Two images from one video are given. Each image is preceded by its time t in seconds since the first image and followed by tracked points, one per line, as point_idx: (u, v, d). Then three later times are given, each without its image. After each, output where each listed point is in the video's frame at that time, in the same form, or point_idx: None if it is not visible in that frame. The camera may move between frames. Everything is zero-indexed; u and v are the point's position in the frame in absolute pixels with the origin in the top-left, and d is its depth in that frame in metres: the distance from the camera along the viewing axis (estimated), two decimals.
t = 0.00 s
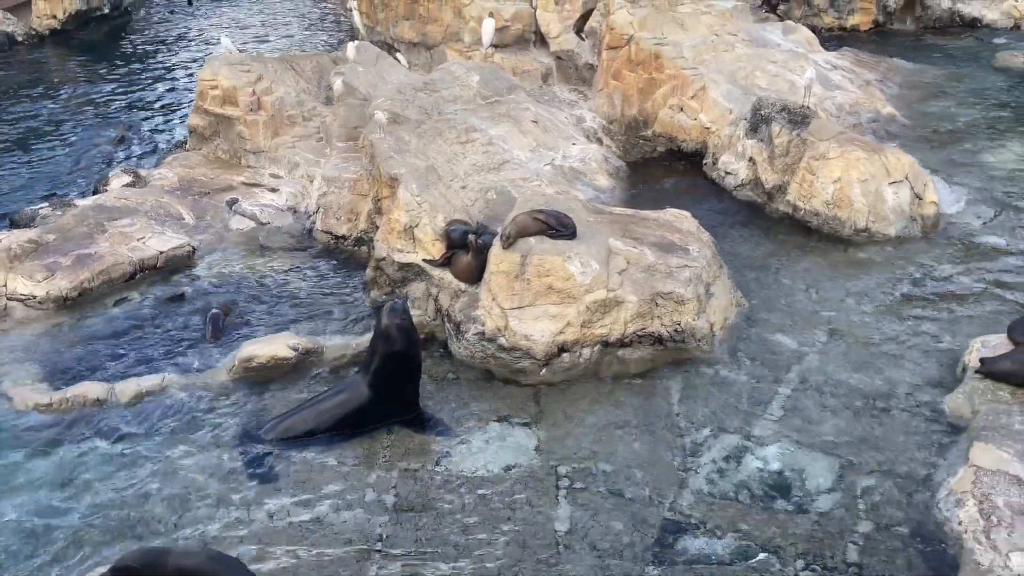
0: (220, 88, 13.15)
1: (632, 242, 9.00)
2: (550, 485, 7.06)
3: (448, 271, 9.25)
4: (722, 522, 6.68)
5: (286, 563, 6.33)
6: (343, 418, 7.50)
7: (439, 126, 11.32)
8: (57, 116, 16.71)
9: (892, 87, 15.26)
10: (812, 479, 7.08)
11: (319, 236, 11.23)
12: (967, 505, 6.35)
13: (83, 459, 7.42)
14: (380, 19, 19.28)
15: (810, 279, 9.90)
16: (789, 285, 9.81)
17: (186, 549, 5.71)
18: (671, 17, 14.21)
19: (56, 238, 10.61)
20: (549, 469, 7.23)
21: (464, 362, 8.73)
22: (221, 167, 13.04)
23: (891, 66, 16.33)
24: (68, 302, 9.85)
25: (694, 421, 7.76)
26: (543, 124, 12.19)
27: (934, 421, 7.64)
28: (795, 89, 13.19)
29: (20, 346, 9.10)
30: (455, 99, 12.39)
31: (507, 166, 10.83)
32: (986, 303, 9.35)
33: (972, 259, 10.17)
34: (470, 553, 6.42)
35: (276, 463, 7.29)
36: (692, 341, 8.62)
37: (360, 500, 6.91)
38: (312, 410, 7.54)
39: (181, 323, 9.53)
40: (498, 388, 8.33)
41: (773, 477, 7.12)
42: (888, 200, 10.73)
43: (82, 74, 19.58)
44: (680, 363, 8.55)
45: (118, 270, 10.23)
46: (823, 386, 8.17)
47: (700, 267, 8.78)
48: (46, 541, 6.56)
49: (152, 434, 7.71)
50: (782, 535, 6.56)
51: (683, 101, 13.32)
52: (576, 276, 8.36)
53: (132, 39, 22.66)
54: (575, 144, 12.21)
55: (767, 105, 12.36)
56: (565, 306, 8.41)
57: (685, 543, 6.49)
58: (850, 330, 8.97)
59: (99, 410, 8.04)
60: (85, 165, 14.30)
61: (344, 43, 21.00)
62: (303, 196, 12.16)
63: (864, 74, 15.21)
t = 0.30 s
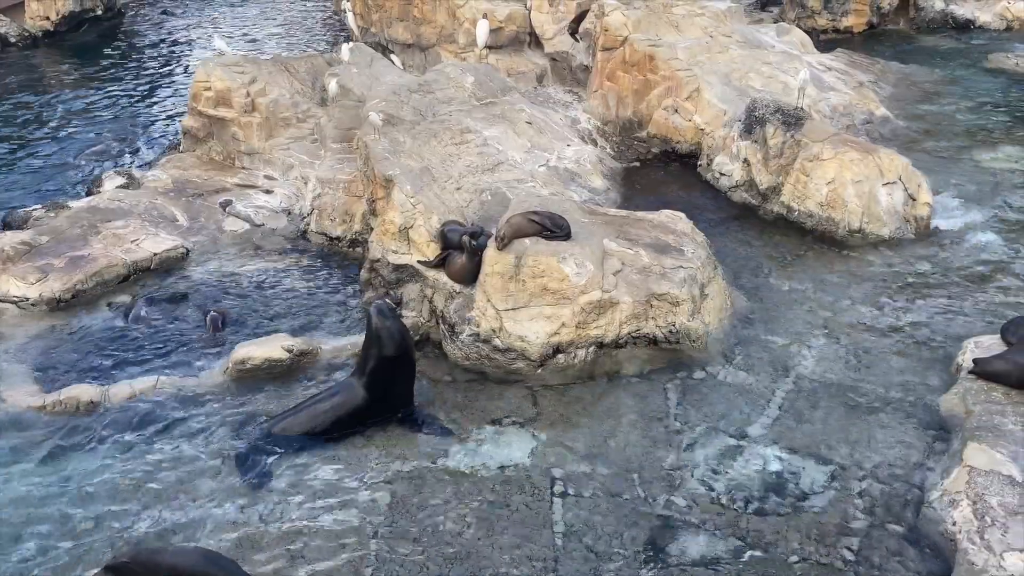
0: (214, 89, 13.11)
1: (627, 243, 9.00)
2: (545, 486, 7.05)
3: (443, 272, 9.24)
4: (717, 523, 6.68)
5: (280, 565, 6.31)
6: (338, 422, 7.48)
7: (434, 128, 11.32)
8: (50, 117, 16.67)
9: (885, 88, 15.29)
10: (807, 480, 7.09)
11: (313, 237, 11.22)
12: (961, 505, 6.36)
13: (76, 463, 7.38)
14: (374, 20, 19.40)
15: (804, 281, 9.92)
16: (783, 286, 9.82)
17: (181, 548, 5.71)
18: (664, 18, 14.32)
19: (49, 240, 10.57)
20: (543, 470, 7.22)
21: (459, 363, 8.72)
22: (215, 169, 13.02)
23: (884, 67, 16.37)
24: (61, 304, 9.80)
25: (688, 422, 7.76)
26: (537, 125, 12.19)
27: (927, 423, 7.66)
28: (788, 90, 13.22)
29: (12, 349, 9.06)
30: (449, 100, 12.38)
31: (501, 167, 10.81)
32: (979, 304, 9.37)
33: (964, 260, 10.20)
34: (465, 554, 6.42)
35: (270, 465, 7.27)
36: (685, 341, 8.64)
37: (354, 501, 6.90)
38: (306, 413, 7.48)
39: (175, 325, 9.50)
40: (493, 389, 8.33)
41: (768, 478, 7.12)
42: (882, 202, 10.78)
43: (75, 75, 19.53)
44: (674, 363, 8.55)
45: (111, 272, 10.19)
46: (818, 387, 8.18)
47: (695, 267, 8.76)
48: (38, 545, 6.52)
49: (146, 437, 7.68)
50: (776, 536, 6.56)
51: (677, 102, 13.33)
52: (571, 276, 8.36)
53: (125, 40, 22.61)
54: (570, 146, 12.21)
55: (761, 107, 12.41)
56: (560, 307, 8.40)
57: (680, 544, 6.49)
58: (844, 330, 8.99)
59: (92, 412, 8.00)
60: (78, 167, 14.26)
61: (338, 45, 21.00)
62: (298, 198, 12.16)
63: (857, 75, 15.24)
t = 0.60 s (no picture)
0: (212, 90, 13.10)
1: (625, 243, 9.00)
2: (544, 487, 7.05)
3: (441, 273, 9.24)
4: (716, 524, 6.67)
5: (278, 566, 6.29)
6: (337, 421, 7.56)
7: (432, 129, 11.32)
8: (49, 118, 16.67)
9: (883, 89, 15.31)
10: (806, 480, 7.09)
11: (311, 238, 11.21)
12: (960, 505, 6.36)
13: (74, 463, 7.37)
14: (372, 21, 19.45)
15: (802, 281, 9.93)
16: (781, 287, 9.82)
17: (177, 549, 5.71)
18: (662, 19, 14.34)
19: (46, 241, 10.56)
20: (542, 471, 7.22)
21: (457, 363, 8.72)
22: (213, 170, 13.01)
23: (882, 68, 16.38)
24: (59, 305, 9.79)
25: (687, 423, 7.76)
26: (535, 126, 12.19)
27: (925, 423, 7.67)
28: (786, 91, 13.22)
29: (10, 350, 9.04)
30: (447, 101, 12.38)
31: (499, 168, 10.81)
32: (976, 304, 9.37)
33: (963, 260, 10.21)
34: (464, 556, 6.40)
35: (269, 465, 7.26)
36: (684, 342, 8.60)
37: (353, 501, 6.90)
38: (305, 413, 7.52)
39: (173, 326, 9.48)
40: (491, 390, 8.33)
41: (766, 478, 7.12)
42: (880, 202, 10.78)
43: (73, 76, 19.54)
44: (672, 364, 8.55)
45: (109, 273, 10.17)
46: (816, 387, 8.18)
47: (694, 268, 8.76)
48: (37, 545, 6.51)
49: (144, 438, 7.67)
50: (775, 537, 6.55)
51: (675, 103, 13.30)
52: (568, 277, 8.36)
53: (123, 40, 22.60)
54: (568, 146, 12.21)
55: (760, 107, 12.39)
56: (558, 307, 8.40)
57: (679, 545, 6.48)
58: (842, 331, 8.98)
59: (89, 413, 7.98)
60: (77, 167, 14.27)
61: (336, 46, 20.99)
62: (296, 198, 12.16)
63: (855, 76, 15.25)
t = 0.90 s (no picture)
0: (214, 90, 13.10)
1: (627, 243, 8.99)
2: (546, 486, 7.05)
3: (443, 273, 9.25)
4: (717, 524, 6.67)
5: (280, 566, 6.30)
6: (337, 421, 7.59)
7: (433, 129, 11.31)
8: (51, 118, 16.70)
9: (885, 88, 15.29)
10: (808, 480, 7.09)
11: (313, 238, 11.21)
12: (962, 506, 6.35)
13: (77, 463, 7.37)
14: (373, 21, 19.46)
15: (804, 281, 9.92)
16: (783, 287, 9.81)
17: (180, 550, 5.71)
18: (664, 19, 14.32)
19: (48, 241, 10.56)
20: (544, 470, 7.22)
21: (459, 363, 8.71)
22: (214, 170, 13.01)
23: (884, 68, 16.37)
24: (61, 306, 9.79)
25: (689, 423, 7.75)
26: (537, 126, 12.20)
27: (927, 422, 7.67)
28: (788, 91, 13.21)
29: (12, 350, 9.04)
30: (449, 101, 12.37)
31: (501, 168, 10.80)
32: (979, 305, 9.36)
33: (965, 260, 10.19)
34: (465, 555, 6.40)
35: (270, 465, 7.27)
36: (686, 342, 8.57)
37: (354, 500, 6.90)
38: (305, 412, 7.58)
39: (175, 326, 9.48)
40: (492, 389, 8.33)
41: (768, 479, 7.11)
42: (882, 203, 10.78)
43: (75, 76, 19.56)
44: (674, 364, 8.54)
45: (111, 273, 10.18)
46: (818, 388, 8.17)
47: (696, 268, 8.75)
48: (38, 545, 6.52)
49: (146, 437, 7.67)
50: (777, 537, 6.55)
51: (677, 103, 13.31)
52: (570, 277, 8.36)
53: (125, 41, 22.63)
54: (570, 146, 12.21)
55: (762, 107, 12.37)
56: (560, 307, 8.39)
57: (681, 545, 6.47)
58: (844, 332, 8.97)
59: (90, 413, 7.96)
60: (79, 167, 14.29)
61: (338, 46, 21.01)
62: (298, 198, 12.16)
63: (857, 76, 15.24)
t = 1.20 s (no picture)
0: (219, 90, 13.12)
1: (631, 244, 8.98)
2: (550, 487, 7.05)
3: (446, 273, 9.27)
4: (721, 526, 6.66)
5: (283, 566, 6.30)
6: (339, 420, 7.60)
7: (438, 129, 11.32)
8: (56, 118, 16.77)
9: (890, 89, 15.28)
10: (812, 482, 7.08)
11: (317, 238, 11.23)
12: (966, 508, 6.33)
13: (81, 462, 7.40)
14: (378, 22, 19.50)
15: (808, 282, 9.91)
16: (787, 288, 9.80)
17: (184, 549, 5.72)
18: (668, 20, 14.30)
19: (53, 241, 10.59)
20: (547, 471, 7.23)
21: (463, 364, 8.72)
22: (219, 170, 13.03)
23: (889, 69, 16.35)
24: (66, 305, 9.82)
25: (693, 424, 7.75)
26: (541, 127, 12.21)
27: (931, 424, 7.66)
28: (793, 92, 13.20)
29: (17, 349, 9.07)
30: (454, 101, 12.38)
31: (505, 168, 10.80)
32: (984, 306, 9.33)
33: (969, 262, 10.17)
34: (468, 556, 6.40)
35: (274, 464, 7.29)
36: (690, 343, 8.51)
37: (358, 501, 6.91)
38: (307, 410, 7.59)
39: (179, 326, 9.50)
40: (496, 390, 8.34)
41: (772, 481, 7.10)
42: (887, 203, 10.74)
43: (80, 77, 19.61)
44: (678, 366, 8.54)
45: (116, 273, 10.21)
46: (823, 389, 8.15)
47: (699, 269, 8.74)
48: (43, 543, 6.54)
49: (150, 437, 7.69)
50: (781, 539, 6.54)
51: (682, 104, 13.33)
52: (573, 278, 8.35)
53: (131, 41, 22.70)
54: (574, 147, 12.21)
55: (766, 108, 12.36)
56: (563, 308, 8.38)
57: (684, 547, 6.47)
58: (849, 333, 8.95)
59: (95, 412, 8.00)
60: (85, 167, 14.35)
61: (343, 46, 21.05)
62: (302, 198, 12.19)
63: (862, 77, 15.23)
